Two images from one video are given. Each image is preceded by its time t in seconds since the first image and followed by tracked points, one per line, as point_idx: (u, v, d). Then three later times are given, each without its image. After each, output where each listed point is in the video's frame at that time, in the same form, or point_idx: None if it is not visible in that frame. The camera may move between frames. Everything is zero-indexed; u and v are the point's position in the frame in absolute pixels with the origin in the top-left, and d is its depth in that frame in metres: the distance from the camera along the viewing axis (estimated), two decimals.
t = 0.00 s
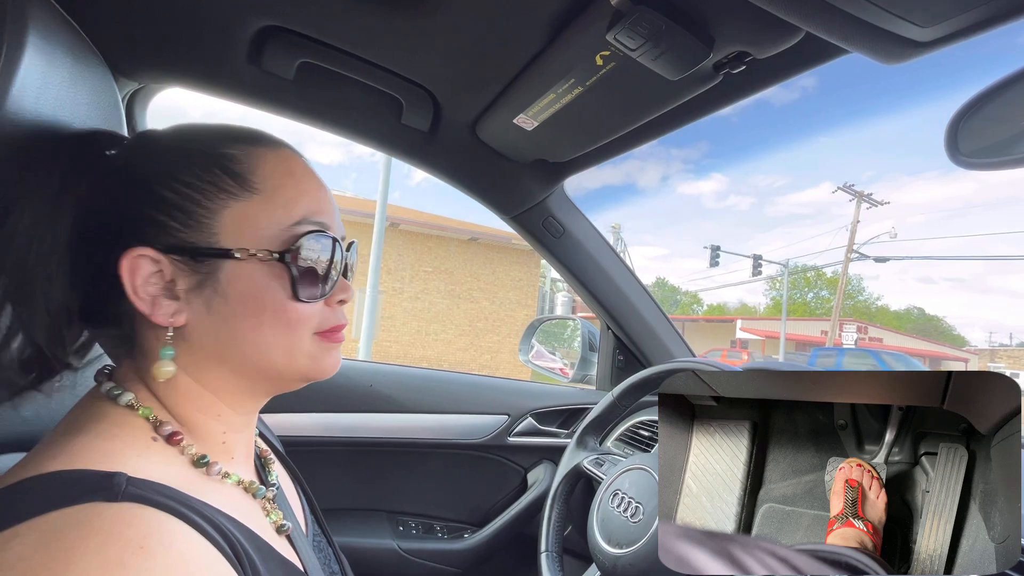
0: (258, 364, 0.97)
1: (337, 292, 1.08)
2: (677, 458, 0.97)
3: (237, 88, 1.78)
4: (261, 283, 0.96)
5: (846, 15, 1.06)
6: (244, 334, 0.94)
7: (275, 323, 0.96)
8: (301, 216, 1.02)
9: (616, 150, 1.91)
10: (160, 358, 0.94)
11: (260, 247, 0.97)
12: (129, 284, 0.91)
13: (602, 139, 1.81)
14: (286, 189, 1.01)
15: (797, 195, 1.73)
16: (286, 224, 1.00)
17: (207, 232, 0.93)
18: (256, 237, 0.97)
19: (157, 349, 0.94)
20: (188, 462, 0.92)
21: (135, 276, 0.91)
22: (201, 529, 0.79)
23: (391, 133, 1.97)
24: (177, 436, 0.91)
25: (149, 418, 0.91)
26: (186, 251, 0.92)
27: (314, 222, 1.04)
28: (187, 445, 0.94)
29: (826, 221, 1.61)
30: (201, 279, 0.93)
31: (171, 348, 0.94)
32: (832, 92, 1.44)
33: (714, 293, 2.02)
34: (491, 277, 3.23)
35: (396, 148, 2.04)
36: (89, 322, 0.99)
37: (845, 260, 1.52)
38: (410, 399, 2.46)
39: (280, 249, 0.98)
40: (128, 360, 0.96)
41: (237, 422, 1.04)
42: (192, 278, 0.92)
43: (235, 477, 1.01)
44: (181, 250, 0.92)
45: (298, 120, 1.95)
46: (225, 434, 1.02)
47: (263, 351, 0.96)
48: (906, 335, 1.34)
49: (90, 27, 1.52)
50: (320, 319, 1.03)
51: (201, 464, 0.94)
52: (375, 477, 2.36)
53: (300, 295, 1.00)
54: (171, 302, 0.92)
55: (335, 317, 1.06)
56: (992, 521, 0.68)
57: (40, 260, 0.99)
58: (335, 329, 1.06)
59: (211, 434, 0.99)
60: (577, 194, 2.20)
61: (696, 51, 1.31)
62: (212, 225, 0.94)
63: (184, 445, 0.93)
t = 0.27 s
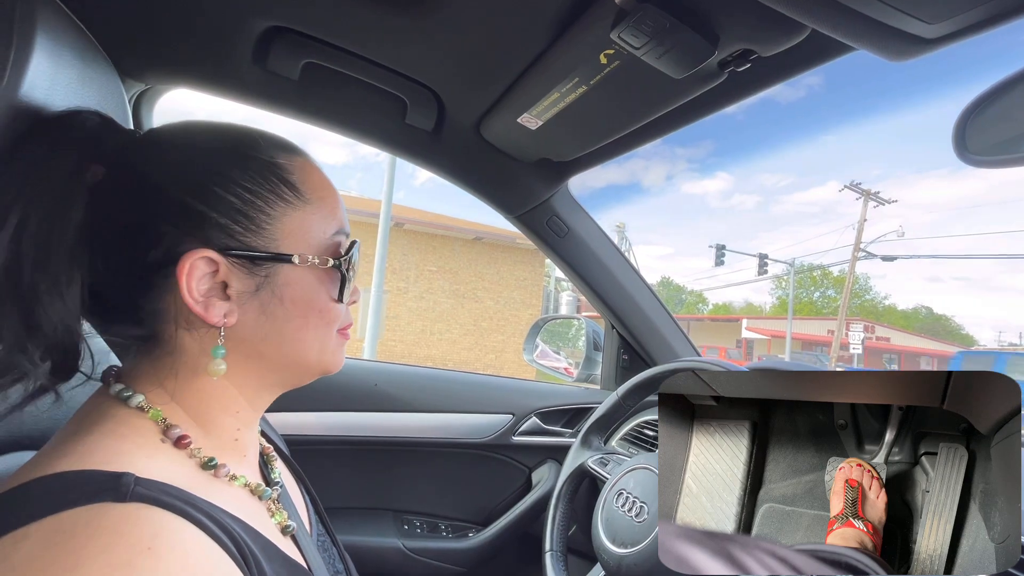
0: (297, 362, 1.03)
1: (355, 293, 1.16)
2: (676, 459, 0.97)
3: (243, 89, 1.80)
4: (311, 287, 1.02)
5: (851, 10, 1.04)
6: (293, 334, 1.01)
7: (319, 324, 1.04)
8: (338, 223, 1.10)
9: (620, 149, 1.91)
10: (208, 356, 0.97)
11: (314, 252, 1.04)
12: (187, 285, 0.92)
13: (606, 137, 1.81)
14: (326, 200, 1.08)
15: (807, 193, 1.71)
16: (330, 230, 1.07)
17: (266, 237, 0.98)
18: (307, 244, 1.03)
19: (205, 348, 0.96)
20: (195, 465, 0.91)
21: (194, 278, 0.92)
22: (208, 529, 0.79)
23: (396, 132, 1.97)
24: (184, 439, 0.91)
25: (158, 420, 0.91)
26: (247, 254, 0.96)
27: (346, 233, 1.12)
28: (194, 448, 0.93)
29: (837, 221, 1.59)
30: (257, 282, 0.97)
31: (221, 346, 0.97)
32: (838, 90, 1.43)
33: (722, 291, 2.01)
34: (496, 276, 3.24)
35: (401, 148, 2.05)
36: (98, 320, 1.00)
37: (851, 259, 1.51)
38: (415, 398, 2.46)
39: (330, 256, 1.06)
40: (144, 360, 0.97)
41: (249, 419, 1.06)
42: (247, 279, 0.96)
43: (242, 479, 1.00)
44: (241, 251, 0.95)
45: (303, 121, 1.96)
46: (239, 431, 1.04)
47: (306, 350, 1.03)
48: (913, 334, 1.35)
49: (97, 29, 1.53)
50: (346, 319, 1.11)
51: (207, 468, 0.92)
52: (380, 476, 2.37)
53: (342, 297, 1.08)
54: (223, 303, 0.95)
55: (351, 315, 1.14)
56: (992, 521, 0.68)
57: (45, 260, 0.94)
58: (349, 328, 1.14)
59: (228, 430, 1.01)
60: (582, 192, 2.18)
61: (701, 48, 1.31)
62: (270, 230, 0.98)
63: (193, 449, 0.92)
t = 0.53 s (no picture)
0: (297, 357, 1.03)
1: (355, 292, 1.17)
2: (676, 460, 0.97)
3: (246, 89, 1.80)
4: (312, 282, 1.03)
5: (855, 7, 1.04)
6: (294, 328, 1.01)
7: (319, 320, 1.04)
8: (340, 222, 1.11)
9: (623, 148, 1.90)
10: (204, 351, 0.96)
11: (315, 247, 1.05)
12: (188, 277, 0.92)
13: (609, 136, 1.80)
14: (328, 199, 1.10)
15: (811, 192, 1.68)
16: (332, 227, 1.09)
17: (268, 231, 0.99)
18: (310, 239, 1.04)
19: (205, 342, 0.96)
20: (195, 468, 0.92)
21: (195, 270, 0.92)
22: (208, 532, 0.79)
23: (399, 131, 1.97)
24: (184, 442, 0.91)
25: (158, 421, 0.91)
26: (249, 248, 0.96)
27: (348, 232, 1.14)
28: (194, 450, 0.94)
29: (841, 219, 1.58)
30: (258, 276, 0.97)
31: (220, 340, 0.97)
32: (844, 88, 1.43)
33: (726, 291, 2.00)
34: (499, 276, 3.24)
35: (404, 147, 2.05)
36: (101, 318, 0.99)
37: (856, 257, 1.53)
38: (419, 397, 2.47)
39: (332, 250, 1.07)
40: (141, 361, 0.97)
41: (250, 418, 1.06)
42: (249, 273, 0.97)
43: (241, 483, 1.00)
44: (243, 245, 0.96)
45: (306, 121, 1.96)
46: (239, 429, 1.04)
47: (306, 346, 1.03)
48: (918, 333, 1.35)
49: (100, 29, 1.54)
50: (345, 317, 1.12)
51: (207, 470, 0.93)
52: (383, 475, 2.38)
53: (342, 294, 1.09)
54: (225, 297, 0.95)
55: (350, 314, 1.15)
56: (992, 521, 0.67)
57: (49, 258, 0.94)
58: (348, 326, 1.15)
59: (228, 429, 1.01)
60: (586, 191, 2.18)
61: (704, 46, 1.30)
62: (273, 224, 0.99)
63: (192, 450, 0.92)
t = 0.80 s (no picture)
0: (306, 356, 1.03)
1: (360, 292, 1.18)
2: (675, 457, 0.97)
3: (248, 89, 1.80)
4: (320, 280, 1.04)
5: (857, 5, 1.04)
6: (303, 325, 1.01)
7: (327, 318, 1.05)
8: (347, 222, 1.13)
9: (625, 147, 1.90)
10: (223, 347, 0.96)
11: (324, 245, 1.05)
12: (202, 272, 0.92)
13: (610, 135, 1.80)
14: (335, 200, 1.11)
15: (813, 190, 1.69)
16: (340, 227, 1.10)
17: (280, 228, 0.99)
18: (318, 238, 1.05)
19: (217, 338, 0.95)
20: (203, 467, 0.92)
21: (209, 265, 0.93)
22: (216, 533, 0.79)
23: (401, 131, 1.97)
24: (192, 441, 0.91)
25: (167, 421, 0.91)
26: (261, 245, 0.97)
27: (354, 234, 1.15)
28: (202, 450, 0.94)
29: (843, 218, 1.60)
30: (269, 273, 0.98)
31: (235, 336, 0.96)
32: (845, 86, 1.42)
33: (732, 290, 2.02)
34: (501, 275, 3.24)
35: (406, 146, 2.05)
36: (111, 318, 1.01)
37: (859, 257, 1.52)
38: (420, 396, 2.47)
39: (340, 249, 1.08)
40: (148, 361, 0.97)
41: (256, 418, 1.06)
42: (261, 270, 0.97)
43: (249, 481, 1.01)
44: (255, 242, 0.96)
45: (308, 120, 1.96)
46: (245, 429, 1.04)
47: (315, 343, 1.03)
48: (921, 332, 1.34)
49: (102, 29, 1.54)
50: (351, 316, 1.13)
51: (214, 470, 0.93)
52: (385, 474, 2.38)
53: (348, 292, 1.10)
54: (237, 293, 0.95)
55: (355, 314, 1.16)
56: (992, 521, 0.67)
57: (62, 254, 0.95)
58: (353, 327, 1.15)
59: (235, 429, 1.01)
60: (587, 190, 2.18)
61: (706, 45, 1.30)
62: (284, 222, 1.00)
63: (199, 450, 0.92)
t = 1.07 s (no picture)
0: (308, 355, 1.03)
1: (362, 293, 1.18)
2: (676, 456, 0.97)
3: (249, 89, 1.80)
4: (322, 279, 1.04)
5: (857, 3, 1.03)
6: (305, 324, 1.01)
7: (329, 317, 1.05)
8: (349, 223, 1.13)
9: (626, 146, 1.90)
10: (226, 345, 0.96)
11: (325, 244, 1.06)
12: (204, 271, 0.93)
13: (611, 134, 1.80)
14: (336, 201, 1.11)
15: (813, 189, 1.69)
16: (342, 227, 1.10)
17: (282, 228, 0.99)
18: (321, 237, 1.05)
19: (220, 336, 0.95)
20: (206, 466, 0.92)
21: (211, 264, 0.93)
22: (219, 531, 0.79)
23: (401, 130, 1.97)
24: (195, 441, 0.91)
25: (169, 420, 0.91)
26: (263, 244, 0.97)
27: (356, 235, 1.15)
28: (204, 449, 0.94)
29: (844, 217, 1.59)
30: (272, 272, 0.98)
31: (237, 334, 0.96)
32: (846, 85, 1.42)
33: (732, 288, 2.01)
34: (502, 274, 3.24)
35: (406, 146, 2.05)
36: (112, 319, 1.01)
37: (860, 255, 1.53)
38: (421, 395, 2.47)
39: (341, 248, 1.09)
40: (150, 360, 0.97)
41: (258, 418, 1.06)
42: (263, 268, 0.97)
43: (251, 481, 1.01)
44: (258, 241, 0.96)
45: (308, 120, 1.96)
46: (248, 428, 1.04)
47: (318, 343, 1.03)
48: (922, 330, 1.34)
49: (103, 29, 1.54)
50: (354, 316, 1.13)
51: (218, 468, 0.93)
52: (386, 473, 2.38)
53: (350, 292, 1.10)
54: (240, 291, 0.95)
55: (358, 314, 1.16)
56: (992, 520, 0.67)
57: (66, 254, 0.95)
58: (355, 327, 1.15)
59: (237, 428, 1.01)
60: (588, 190, 2.18)
61: (707, 44, 1.30)
62: (286, 222, 1.00)
63: (202, 449, 0.93)
